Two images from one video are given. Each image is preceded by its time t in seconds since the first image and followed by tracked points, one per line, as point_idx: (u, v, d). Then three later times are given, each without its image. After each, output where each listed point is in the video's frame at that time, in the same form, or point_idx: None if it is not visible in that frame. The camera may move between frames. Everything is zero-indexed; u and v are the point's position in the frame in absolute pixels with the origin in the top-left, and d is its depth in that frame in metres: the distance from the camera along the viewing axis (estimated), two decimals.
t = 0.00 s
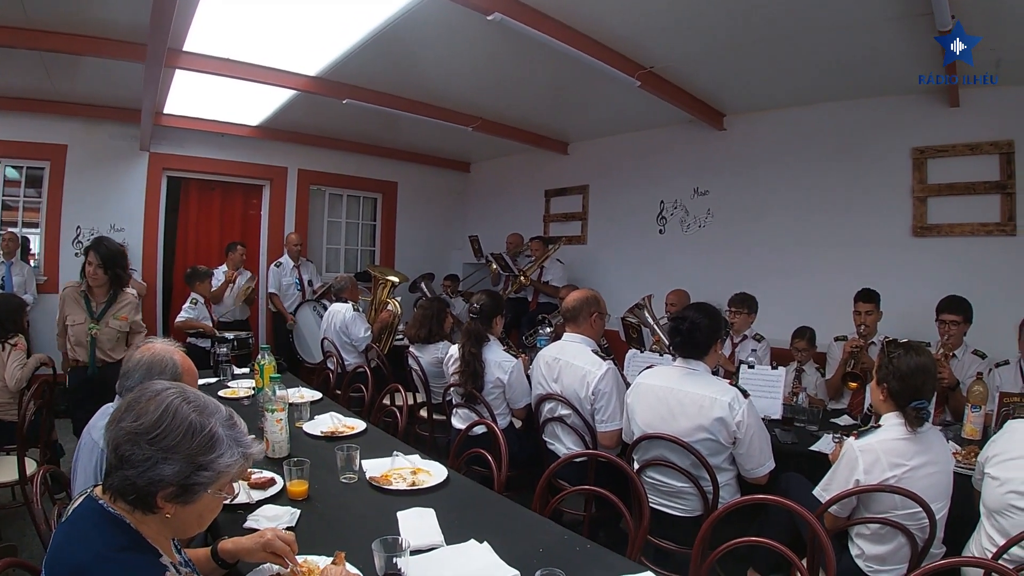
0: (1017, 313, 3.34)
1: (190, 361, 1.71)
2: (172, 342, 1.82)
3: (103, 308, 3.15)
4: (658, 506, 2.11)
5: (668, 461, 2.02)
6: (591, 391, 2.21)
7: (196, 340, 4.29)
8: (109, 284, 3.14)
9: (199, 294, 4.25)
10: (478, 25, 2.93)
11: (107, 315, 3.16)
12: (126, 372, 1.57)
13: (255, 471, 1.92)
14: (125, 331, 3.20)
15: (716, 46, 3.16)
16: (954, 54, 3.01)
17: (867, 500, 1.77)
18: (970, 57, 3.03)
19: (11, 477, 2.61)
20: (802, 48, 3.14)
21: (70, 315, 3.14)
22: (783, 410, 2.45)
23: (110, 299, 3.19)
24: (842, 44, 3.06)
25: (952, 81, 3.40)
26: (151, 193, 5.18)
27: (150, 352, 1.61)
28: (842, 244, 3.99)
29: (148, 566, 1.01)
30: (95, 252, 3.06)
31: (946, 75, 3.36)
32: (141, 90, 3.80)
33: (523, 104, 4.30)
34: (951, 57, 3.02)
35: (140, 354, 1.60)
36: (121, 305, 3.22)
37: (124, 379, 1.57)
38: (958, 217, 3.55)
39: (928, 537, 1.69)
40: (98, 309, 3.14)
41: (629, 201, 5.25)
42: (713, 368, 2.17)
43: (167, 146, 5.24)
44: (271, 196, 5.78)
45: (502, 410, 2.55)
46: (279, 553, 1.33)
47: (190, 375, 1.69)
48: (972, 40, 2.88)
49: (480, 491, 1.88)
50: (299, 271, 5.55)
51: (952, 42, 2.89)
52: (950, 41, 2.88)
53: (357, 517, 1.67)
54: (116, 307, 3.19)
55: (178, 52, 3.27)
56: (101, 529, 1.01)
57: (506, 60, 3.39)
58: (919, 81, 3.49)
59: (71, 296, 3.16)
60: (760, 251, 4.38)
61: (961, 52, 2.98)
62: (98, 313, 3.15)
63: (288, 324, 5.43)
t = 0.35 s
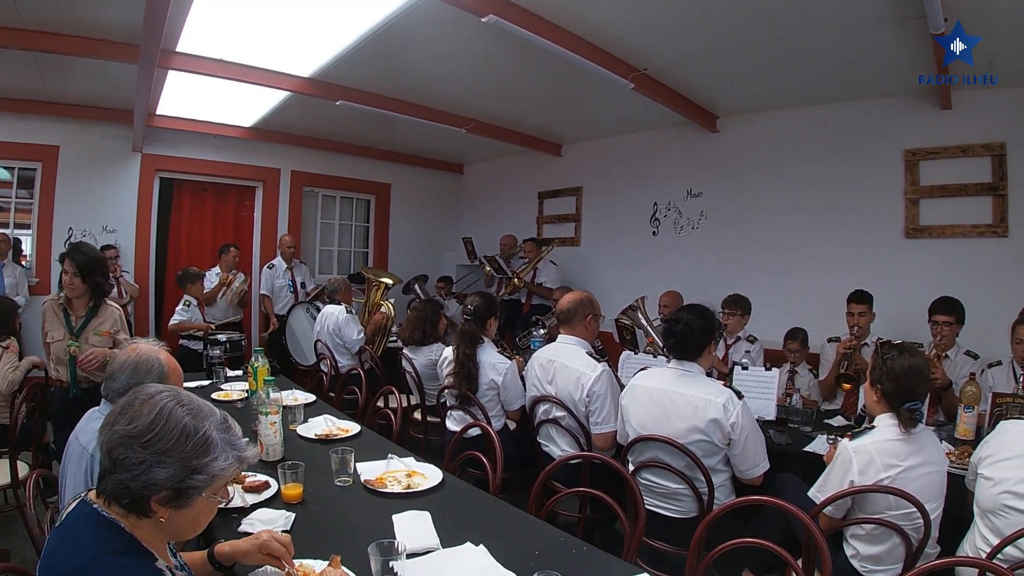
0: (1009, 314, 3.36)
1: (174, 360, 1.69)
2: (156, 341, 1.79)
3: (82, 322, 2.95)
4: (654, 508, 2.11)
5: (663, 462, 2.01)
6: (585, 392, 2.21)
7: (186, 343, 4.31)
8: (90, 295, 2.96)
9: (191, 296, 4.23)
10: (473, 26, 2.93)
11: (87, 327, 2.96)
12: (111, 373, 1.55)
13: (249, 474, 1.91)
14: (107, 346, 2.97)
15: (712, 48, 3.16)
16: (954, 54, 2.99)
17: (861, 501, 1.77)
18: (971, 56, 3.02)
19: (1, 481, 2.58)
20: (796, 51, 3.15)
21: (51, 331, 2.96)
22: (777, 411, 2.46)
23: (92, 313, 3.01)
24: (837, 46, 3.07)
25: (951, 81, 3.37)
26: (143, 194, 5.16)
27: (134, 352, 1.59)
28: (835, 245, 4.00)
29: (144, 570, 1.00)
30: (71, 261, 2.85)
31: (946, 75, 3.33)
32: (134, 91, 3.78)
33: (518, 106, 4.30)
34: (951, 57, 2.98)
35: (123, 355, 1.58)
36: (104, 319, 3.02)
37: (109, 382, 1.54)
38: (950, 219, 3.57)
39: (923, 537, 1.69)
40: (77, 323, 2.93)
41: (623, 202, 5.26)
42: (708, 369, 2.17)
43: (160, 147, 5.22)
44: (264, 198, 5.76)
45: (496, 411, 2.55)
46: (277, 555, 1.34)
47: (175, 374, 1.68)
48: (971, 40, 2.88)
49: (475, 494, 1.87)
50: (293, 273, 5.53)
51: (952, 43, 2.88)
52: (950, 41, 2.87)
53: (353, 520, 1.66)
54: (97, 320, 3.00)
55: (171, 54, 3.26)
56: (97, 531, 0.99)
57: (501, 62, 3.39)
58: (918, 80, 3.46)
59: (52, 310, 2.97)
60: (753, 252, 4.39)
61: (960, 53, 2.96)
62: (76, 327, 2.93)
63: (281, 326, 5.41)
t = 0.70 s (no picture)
0: (1008, 318, 3.36)
1: (165, 355, 1.68)
2: (145, 335, 1.78)
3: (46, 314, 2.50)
4: (651, 509, 2.11)
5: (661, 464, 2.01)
6: (584, 392, 2.20)
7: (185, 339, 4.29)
8: (57, 283, 2.50)
9: (190, 292, 4.22)
10: (475, 24, 2.92)
11: (50, 320, 2.48)
12: (100, 370, 1.54)
13: (247, 472, 1.91)
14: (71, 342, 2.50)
15: (714, 48, 3.16)
16: (955, 53, 2.91)
17: (859, 504, 1.77)
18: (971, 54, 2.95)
19: None
20: (799, 52, 3.15)
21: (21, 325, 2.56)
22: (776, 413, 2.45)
23: (61, 305, 2.55)
24: (840, 47, 3.06)
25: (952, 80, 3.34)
26: (143, 189, 5.15)
27: (123, 347, 1.58)
28: (835, 247, 4.00)
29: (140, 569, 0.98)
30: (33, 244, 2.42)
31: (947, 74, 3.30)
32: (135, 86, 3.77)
33: (520, 104, 4.29)
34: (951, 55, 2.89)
35: (113, 350, 1.57)
36: (71, 310, 2.54)
37: (98, 378, 1.54)
38: (951, 221, 3.57)
39: (920, 541, 1.69)
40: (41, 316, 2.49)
41: (624, 202, 5.25)
42: (707, 371, 2.16)
43: (160, 142, 5.21)
44: (264, 194, 5.75)
45: (495, 411, 2.55)
46: (275, 550, 1.32)
47: (166, 369, 1.67)
48: (972, 39, 2.81)
49: (472, 493, 1.86)
50: (292, 270, 5.52)
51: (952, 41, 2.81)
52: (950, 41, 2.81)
53: (351, 519, 1.65)
54: (61, 311, 2.51)
55: (172, 49, 3.25)
56: (92, 530, 0.99)
57: (503, 60, 3.39)
58: (920, 79, 3.42)
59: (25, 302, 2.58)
60: (753, 253, 4.39)
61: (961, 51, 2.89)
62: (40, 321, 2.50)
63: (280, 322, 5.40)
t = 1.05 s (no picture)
0: (1002, 320, 3.36)
1: (154, 348, 1.68)
2: (134, 329, 1.78)
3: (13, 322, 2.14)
4: (642, 507, 2.11)
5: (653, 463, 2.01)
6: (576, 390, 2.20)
7: (178, 334, 4.29)
8: (29, 288, 2.11)
9: (184, 287, 4.21)
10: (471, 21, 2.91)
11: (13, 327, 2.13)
12: (87, 363, 1.53)
13: (237, 467, 1.90)
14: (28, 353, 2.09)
15: (711, 48, 3.16)
16: (955, 53, 2.89)
17: (850, 505, 1.77)
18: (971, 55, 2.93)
19: None
20: (796, 52, 3.14)
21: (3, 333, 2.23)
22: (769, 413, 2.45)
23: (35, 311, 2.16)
24: (837, 48, 3.06)
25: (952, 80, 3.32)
26: (139, 184, 5.14)
27: (111, 340, 1.58)
28: (831, 248, 4.00)
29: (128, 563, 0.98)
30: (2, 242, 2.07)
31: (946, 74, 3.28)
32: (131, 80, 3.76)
33: (517, 102, 4.28)
34: (951, 55, 2.88)
35: (101, 343, 1.57)
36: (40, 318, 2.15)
37: (85, 371, 1.53)
38: (947, 223, 3.57)
39: (910, 543, 1.68)
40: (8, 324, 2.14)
41: (621, 200, 5.24)
42: (700, 370, 2.16)
43: (157, 136, 5.20)
44: (260, 189, 5.73)
45: (487, 408, 2.55)
46: (270, 521, 1.34)
47: (154, 362, 1.66)
48: (971, 39, 2.79)
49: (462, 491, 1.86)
50: (287, 265, 5.51)
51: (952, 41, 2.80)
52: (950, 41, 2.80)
53: (340, 515, 1.65)
54: (28, 316, 2.11)
55: (168, 43, 3.23)
56: (79, 525, 0.98)
57: (500, 58, 3.38)
58: (919, 79, 3.39)
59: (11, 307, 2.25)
60: (748, 253, 4.39)
61: (961, 51, 2.87)
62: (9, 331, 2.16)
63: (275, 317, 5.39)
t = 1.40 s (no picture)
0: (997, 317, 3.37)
1: (148, 351, 1.68)
2: (128, 330, 1.77)
3: None
4: (640, 507, 2.11)
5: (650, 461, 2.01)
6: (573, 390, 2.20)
7: (173, 335, 4.28)
8: None
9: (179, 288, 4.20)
10: (466, 21, 2.91)
11: None
12: (81, 364, 1.52)
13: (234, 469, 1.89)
14: None
15: (707, 47, 3.16)
16: (954, 53, 2.94)
17: (847, 504, 1.77)
18: (971, 55, 2.97)
19: None
20: (792, 51, 3.15)
21: None
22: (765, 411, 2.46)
23: None
24: (833, 47, 3.07)
25: (951, 80, 3.35)
26: (134, 185, 5.12)
27: (105, 342, 1.57)
28: (827, 246, 4.00)
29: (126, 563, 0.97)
30: None
31: (947, 75, 3.31)
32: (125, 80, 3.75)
33: (513, 101, 4.28)
34: (951, 55, 2.95)
35: (94, 346, 1.56)
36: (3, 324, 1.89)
37: (78, 373, 1.52)
38: (943, 221, 3.57)
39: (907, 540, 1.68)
40: None
41: (617, 199, 5.24)
42: (696, 369, 2.16)
43: (151, 137, 5.18)
44: (255, 189, 5.72)
45: (484, 408, 2.54)
46: (271, 486, 1.39)
47: (147, 364, 1.65)
48: (971, 39, 2.82)
49: (459, 491, 1.86)
50: (282, 265, 5.49)
51: (951, 41, 2.83)
52: (949, 40, 2.83)
53: (337, 516, 1.64)
54: None
55: (162, 43, 3.22)
56: (77, 527, 0.96)
57: (495, 57, 3.38)
58: (918, 79, 3.41)
59: None
60: (744, 251, 4.39)
61: (960, 51, 2.91)
62: None
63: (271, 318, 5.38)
